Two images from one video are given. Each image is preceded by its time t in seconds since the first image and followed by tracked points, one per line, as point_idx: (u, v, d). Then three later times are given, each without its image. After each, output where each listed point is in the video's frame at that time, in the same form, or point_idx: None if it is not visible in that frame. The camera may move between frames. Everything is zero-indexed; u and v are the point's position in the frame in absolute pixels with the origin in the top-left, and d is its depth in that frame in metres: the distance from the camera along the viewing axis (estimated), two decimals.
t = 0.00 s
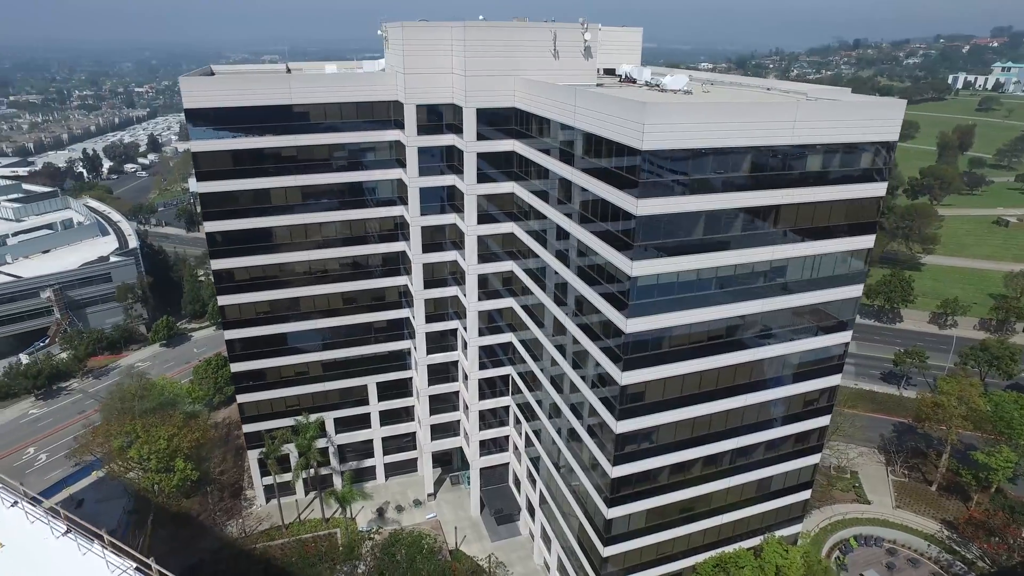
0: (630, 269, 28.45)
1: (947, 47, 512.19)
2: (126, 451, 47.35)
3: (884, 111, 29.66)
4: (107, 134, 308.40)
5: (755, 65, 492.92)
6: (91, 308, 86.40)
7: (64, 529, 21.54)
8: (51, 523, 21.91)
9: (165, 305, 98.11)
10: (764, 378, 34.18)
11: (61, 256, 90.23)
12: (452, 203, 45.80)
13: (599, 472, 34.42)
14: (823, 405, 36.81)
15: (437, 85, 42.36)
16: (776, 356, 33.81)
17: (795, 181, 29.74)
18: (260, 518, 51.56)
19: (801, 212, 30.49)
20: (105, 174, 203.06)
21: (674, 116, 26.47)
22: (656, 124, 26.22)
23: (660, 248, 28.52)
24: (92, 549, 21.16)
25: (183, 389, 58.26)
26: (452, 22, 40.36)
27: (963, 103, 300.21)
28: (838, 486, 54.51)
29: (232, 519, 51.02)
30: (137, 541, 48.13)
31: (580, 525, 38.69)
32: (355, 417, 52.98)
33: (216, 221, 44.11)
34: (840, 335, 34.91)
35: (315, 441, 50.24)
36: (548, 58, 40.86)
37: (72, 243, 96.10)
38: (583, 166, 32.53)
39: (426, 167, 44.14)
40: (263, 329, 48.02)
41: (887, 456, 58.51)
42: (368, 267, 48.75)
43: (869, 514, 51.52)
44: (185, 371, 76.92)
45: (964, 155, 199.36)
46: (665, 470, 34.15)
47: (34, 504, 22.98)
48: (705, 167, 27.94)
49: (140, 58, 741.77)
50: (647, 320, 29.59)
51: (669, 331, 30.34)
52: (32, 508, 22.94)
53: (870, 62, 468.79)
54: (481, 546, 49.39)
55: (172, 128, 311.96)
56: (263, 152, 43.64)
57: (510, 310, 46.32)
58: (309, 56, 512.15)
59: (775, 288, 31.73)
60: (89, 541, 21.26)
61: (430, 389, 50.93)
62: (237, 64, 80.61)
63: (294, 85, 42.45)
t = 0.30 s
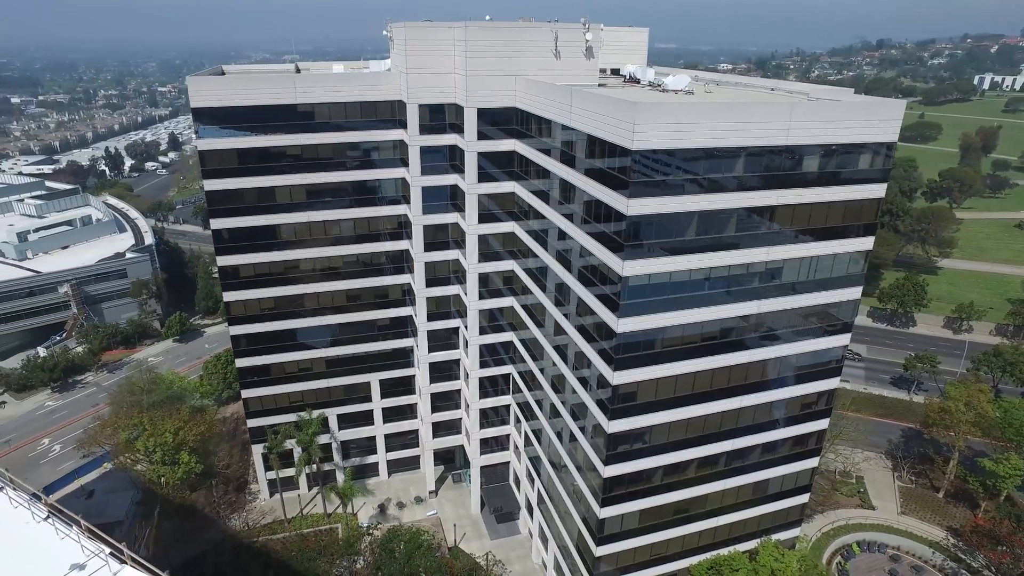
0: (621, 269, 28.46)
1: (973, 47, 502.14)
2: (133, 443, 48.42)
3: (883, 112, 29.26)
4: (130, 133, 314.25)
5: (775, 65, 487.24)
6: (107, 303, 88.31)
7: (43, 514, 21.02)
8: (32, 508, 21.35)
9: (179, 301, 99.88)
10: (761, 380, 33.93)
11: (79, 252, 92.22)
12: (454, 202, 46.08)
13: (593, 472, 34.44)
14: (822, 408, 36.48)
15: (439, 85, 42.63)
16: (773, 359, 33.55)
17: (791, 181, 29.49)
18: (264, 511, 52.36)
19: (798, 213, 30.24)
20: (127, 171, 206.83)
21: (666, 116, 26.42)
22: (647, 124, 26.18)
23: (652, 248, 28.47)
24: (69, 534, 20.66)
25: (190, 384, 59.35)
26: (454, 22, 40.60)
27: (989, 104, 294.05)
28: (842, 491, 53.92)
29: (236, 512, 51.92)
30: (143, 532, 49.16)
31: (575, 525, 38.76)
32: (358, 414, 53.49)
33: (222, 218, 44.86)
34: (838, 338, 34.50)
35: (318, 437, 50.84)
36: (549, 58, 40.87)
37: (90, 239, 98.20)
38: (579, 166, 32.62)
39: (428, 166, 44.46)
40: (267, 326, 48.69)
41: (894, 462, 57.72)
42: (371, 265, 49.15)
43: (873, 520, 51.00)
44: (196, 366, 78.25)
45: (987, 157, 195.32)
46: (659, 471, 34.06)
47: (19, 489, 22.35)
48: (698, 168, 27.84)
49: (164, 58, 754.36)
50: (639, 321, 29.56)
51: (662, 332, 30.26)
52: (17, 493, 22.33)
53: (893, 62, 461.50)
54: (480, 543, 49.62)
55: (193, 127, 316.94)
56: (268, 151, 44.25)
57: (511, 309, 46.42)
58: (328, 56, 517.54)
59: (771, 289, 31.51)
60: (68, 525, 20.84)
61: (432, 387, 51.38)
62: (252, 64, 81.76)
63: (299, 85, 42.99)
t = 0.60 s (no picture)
0: (604, 268, 28.56)
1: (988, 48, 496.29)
2: (132, 438, 49.18)
3: (872, 112, 29.02)
4: (142, 132, 317.36)
5: (788, 65, 483.48)
6: (113, 300, 89.46)
7: (15, 504, 22.70)
8: (4, 498, 23.05)
9: (184, 299, 100.96)
10: (748, 381, 33.85)
11: (87, 250, 93.42)
12: (448, 201, 46.29)
13: (580, 471, 34.57)
14: (812, 409, 36.34)
15: (433, 85, 42.80)
16: (761, 360, 33.47)
17: (777, 182, 29.37)
18: (260, 507, 52.92)
19: (785, 213, 30.14)
20: (138, 170, 208.94)
21: (649, 116, 26.45)
22: (629, 123, 26.19)
23: (635, 248, 28.53)
24: (38, 522, 22.30)
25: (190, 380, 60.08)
26: (448, 22, 40.74)
27: (1003, 105, 290.45)
28: (838, 494, 53.70)
29: (233, 508, 52.54)
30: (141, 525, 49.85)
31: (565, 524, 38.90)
32: (354, 411, 53.86)
33: (219, 217, 45.33)
34: (828, 339, 34.33)
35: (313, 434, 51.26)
36: (542, 57, 40.79)
37: (98, 236, 99.43)
38: (567, 166, 32.78)
39: (422, 165, 44.69)
40: (264, 323, 49.16)
41: (892, 465, 57.37)
42: (367, 263, 49.43)
43: (869, 522, 50.78)
44: (199, 363, 79.10)
45: (1000, 159, 193.02)
46: (645, 471, 34.08)
47: None
48: (683, 166, 27.84)
49: (177, 58, 761.23)
50: (623, 320, 29.62)
51: (646, 331, 30.28)
52: None
53: (906, 63, 456.91)
54: (474, 541, 49.86)
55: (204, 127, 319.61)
56: (264, 150, 44.60)
57: (505, 308, 46.50)
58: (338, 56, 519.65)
59: (758, 289, 31.41)
60: (37, 514, 22.52)
61: (427, 385, 52.06)
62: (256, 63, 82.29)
63: (295, 84, 43.28)
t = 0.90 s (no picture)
0: (586, 267, 28.65)
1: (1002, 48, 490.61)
2: (129, 433, 49.78)
3: (857, 112, 28.96)
4: (153, 131, 320.00)
5: (798, 66, 480.22)
6: (118, 297, 90.41)
7: None
8: None
9: (188, 297, 101.87)
10: (734, 381, 33.78)
11: (93, 248, 94.49)
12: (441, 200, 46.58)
13: (565, 470, 34.63)
14: (800, 410, 36.19)
15: (426, 85, 43.08)
16: (746, 360, 33.40)
17: (761, 182, 29.35)
18: (255, 503, 53.40)
19: (770, 213, 30.09)
20: (147, 169, 210.77)
21: (630, 115, 26.50)
22: (608, 122, 26.29)
23: (617, 247, 28.61)
24: (6, 511, 21.58)
25: (188, 377, 60.66)
26: (440, 23, 40.98)
27: (1016, 106, 287.04)
28: (833, 496, 53.42)
29: (228, 504, 53.06)
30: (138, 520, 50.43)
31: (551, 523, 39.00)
32: (349, 409, 54.22)
33: (214, 215, 45.79)
34: (816, 340, 34.16)
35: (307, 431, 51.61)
36: (533, 58, 40.76)
37: (104, 235, 100.58)
38: (553, 165, 32.91)
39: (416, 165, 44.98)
40: (259, 321, 49.60)
41: (889, 467, 56.97)
42: (361, 262, 49.67)
43: (864, 525, 50.44)
44: (200, 361, 79.77)
45: (1011, 160, 190.83)
46: (630, 471, 34.12)
47: None
48: (664, 165, 27.90)
49: (189, 59, 767.39)
50: (605, 319, 29.67)
51: (629, 331, 30.31)
52: None
53: (918, 64, 452.40)
54: (465, 540, 50.08)
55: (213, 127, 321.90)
56: (259, 149, 44.98)
57: (497, 307, 46.61)
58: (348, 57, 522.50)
59: (743, 289, 31.34)
60: (4, 503, 21.83)
61: (420, 383, 52.41)
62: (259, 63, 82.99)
63: (289, 84, 43.64)
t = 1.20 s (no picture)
0: (567, 266, 28.79)
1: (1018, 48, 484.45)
2: (126, 428, 50.41)
3: (842, 111, 28.80)
4: (164, 131, 322.81)
5: (809, 66, 476.72)
6: (123, 294, 91.46)
7: None
8: None
9: (193, 294, 102.80)
10: (721, 381, 33.72)
11: (99, 245, 95.59)
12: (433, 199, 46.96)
13: (550, 468, 34.71)
14: (788, 411, 36.03)
15: (418, 84, 43.32)
16: (733, 361, 33.35)
17: (744, 182, 29.28)
18: (251, 499, 53.89)
19: (754, 213, 30.03)
20: (157, 168, 212.75)
21: (610, 114, 26.56)
22: (588, 120, 26.39)
23: (599, 246, 28.66)
24: None
25: (188, 373, 61.27)
26: (432, 23, 41.12)
27: None
28: (828, 499, 53.15)
29: (225, 499, 53.58)
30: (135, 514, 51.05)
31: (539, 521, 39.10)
32: (345, 406, 54.59)
33: (210, 213, 46.24)
34: (803, 340, 33.98)
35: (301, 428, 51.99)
36: (524, 57, 40.70)
37: (111, 232, 101.72)
38: (539, 165, 32.99)
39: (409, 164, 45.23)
40: (255, 319, 50.05)
41: (887, 470, 56.55)
42: (355, 260, 49.94)
43: (858, 528, 50.10)
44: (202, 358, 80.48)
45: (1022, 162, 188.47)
46: (615, 470, 34.16)
47: None
48: (646, 164, 27.94)
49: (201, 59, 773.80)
50: (587, 318, 29.77)
51: (612, 330, 30.38)
52: None
53: (931, 64, 447.57)
54: (458, 537, 50.30)
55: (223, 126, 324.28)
56: (254, 148, 45.38)
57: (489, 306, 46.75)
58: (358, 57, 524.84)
59: (727, 289, 31.30)
60: None
61: (414, 381, 53.36)
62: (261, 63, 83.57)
63: (284, 84, 44.02)
